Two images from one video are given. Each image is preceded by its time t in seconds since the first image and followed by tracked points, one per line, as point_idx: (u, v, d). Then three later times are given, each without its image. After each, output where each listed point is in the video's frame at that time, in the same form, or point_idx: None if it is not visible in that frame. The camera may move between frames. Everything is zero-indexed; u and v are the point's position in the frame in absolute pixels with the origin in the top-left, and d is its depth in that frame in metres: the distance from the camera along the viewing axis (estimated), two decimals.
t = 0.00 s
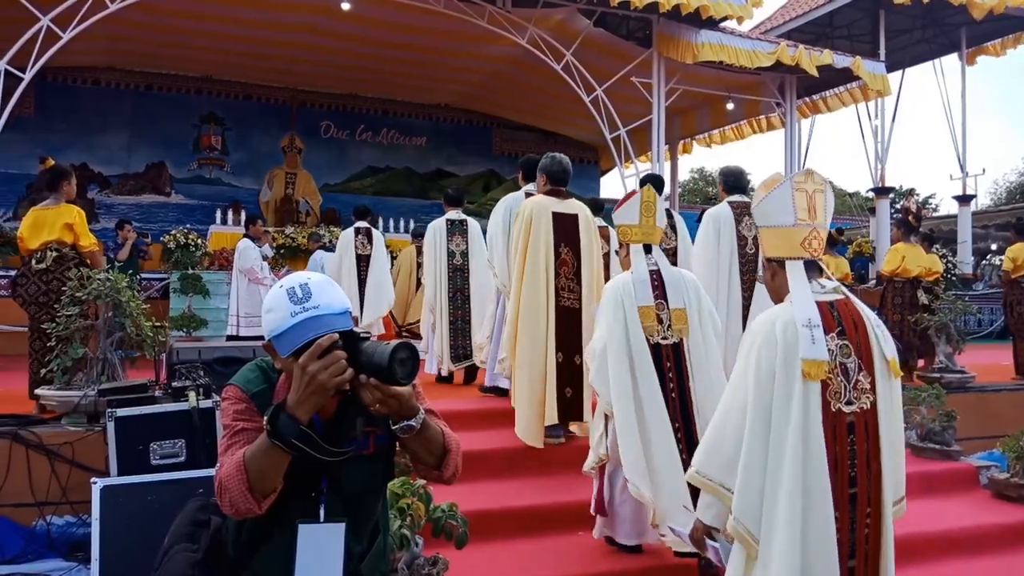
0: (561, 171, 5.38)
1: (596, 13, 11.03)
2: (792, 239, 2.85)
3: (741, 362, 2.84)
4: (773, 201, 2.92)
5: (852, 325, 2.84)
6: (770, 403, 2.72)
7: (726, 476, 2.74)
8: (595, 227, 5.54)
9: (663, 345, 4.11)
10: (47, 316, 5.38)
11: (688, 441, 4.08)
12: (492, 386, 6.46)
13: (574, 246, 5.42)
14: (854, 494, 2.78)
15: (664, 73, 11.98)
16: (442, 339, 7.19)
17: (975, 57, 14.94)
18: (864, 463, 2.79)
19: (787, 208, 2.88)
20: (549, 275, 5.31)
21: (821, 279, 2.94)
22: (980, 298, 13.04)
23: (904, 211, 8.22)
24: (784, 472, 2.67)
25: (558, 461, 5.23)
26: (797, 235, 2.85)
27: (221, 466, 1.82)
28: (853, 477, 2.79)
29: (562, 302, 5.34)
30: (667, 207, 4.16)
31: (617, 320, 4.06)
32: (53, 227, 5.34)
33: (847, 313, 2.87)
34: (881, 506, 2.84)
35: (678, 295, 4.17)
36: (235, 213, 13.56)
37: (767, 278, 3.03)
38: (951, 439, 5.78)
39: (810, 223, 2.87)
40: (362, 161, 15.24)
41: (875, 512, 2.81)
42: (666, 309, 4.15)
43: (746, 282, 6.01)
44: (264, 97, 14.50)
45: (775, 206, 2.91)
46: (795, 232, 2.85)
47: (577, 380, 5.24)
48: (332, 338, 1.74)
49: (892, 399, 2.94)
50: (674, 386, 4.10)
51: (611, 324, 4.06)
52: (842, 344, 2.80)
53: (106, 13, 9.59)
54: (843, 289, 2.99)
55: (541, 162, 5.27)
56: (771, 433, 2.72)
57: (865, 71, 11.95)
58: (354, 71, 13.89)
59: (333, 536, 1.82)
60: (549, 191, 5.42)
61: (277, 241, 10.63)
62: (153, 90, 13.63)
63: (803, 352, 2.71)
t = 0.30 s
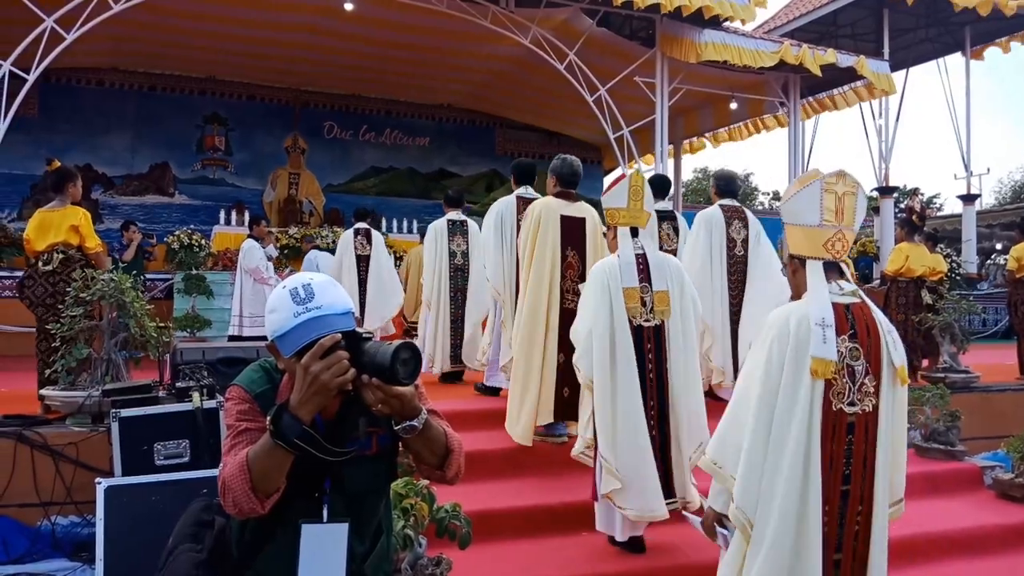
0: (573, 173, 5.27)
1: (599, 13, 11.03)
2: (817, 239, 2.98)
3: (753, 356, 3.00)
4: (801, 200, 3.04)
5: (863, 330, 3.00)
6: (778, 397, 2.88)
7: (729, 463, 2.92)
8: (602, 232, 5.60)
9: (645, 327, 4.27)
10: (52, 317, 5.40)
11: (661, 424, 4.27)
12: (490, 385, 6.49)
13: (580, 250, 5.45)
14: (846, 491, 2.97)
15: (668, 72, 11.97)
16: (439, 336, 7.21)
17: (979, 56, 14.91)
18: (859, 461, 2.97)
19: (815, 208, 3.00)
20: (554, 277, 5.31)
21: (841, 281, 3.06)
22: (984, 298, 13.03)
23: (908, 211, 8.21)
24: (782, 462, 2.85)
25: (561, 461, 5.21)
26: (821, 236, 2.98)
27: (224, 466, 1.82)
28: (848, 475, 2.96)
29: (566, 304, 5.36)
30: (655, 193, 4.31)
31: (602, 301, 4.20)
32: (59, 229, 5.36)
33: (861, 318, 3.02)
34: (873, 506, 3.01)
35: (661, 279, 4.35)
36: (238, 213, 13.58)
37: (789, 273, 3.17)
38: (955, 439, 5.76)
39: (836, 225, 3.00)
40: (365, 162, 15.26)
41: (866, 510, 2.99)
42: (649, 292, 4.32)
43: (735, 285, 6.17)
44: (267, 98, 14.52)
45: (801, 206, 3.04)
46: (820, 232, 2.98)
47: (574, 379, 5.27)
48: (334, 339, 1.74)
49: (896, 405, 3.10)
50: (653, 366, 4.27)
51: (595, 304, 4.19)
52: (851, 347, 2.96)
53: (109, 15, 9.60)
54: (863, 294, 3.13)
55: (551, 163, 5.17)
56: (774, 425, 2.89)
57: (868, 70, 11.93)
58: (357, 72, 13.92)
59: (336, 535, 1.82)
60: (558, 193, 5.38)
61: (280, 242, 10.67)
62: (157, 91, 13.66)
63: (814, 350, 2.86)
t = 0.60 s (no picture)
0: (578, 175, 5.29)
1: (602, 13, 11.02)
2: (821, 242, 3.06)
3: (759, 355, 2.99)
4: (803, 205, 3.13)
5: (870, 329, 2.99)
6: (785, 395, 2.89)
7: (737, 463, 2.89)
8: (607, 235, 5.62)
9: (638, 325, 4.30)
10: (57, 317, 5.42)
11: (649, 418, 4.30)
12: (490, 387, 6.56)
13: (586, 250, 5.48)
14: (854, 490, 2.98)
15: (671, 72, 11.97)
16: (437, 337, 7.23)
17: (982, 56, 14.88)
18: (866, 461, 2.98)
19: (817, 213, 3.09)
20: (557, 276, 5.34)
21: (849, 283, 3.06)
22: (988, 298, 13.02)
23: (911, 211, 8.21)
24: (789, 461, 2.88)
25: (564, 460, 5.22)
26: (824, 239, 3.07)
27: (227, 466, 1.83)
28: (855, 475, 2.97)
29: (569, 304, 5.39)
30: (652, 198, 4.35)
31: (597, 296, 4.23)
32: (64, 230, 5.37)
33: (867, 319, 3.01)
34: (880, 504, 3.02)
35: (655, 280, 4.37)
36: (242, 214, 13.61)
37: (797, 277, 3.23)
38: (958, 439, 5.76)
39: (839, 228, 3.08)
40: (369, 162, 15.29)
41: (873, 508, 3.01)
42: (643, 292, 4.33)
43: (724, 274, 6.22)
44: (270, 99, 14.54)
45: (804, 209, 3.12)
46: (825, 236, 3.07)
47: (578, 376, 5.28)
48: (336, 339, 1.76)
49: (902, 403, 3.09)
50: (644, 362, 4.30)
51: (591, 300, 4.22)
52: (857, 347, 2.96)
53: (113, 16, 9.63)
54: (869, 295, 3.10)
55: (559, 165, 5.17)
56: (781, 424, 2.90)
57: (872, 70, 11.91)
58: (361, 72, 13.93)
59: (339, 535, 1.83)
60: (568, 194, 5.44)
61: (284, 242, 10.77)
62: (160, 91, 13.69)
63: (821, 347, 2.88)
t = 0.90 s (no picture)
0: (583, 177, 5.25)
1: (605, 13, 11.00)
2: (790, 252, 3.12)
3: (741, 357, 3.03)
4: (774, 213, 3.17)
5: (848, 329, 2.98)
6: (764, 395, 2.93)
7: (724, 463, 2.91)
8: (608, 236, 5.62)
9: (636, 312, 4.42)
10: (59, 319, 5.44)
11: (645, 398, 4.39)
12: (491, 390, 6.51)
13: (587, 249, 5.48)
14: (838, 489, 2.95)
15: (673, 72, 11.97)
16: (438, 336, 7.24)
17: (987, 55, 14.83)
18: (851, 461, 2.94)
19: (782, 221, 3.12)
20: (559, 275, 5.36)
21: (828, 284, 3.05)
22: (991, 299, 12.99)
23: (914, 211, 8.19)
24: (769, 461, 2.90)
25: (565, 461, 5.22)
26: (794, 247, 3.10)
27: (225, 469, 1.84)
28: (838, 474, 2.94)
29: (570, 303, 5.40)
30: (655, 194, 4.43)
31: (598, 284, 4.36)
32: (67, 231, 5.39)
33: (846, 319, 3.00)
34: (870, 504, 2.97)
35: (653, 272, 4.49)
36: (245, 214, 13.63)
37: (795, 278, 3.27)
38: (960, 441, 5.76)
39: (806, 234, 3.07)
40: (372, 163, 15.30)
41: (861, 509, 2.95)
42: (641, 282, 4.45)
43: (717, 269, 6.19)
44: (274, 99, 14.54)
45: (775, 218, 3.16)
46: (793, 244, 3.10)
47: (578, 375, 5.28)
48: (333, 343, 1.76)
49: (890, 402, 3.05)
50: (640, 348, 4.41)
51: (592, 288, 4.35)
52: (834, 347, 2.96)
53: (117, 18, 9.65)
54: (852, 293, 3.08)
55: (563, 167, 5.21)
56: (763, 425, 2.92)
57: (876, 70, 11.89)
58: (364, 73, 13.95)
59: (337, 538, 1.84)
60: (569, 194, 5.45)
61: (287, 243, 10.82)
62: (164, 92, 13.71)
63: (797, 345, 2.90)
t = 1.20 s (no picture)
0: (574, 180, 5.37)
1: (604, 13, 11.01)
2: (759, 259, 3.13)
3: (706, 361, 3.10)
4: (744, 221, 3.16)
5: (808, 331, 3.03)
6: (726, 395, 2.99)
7: (691, 463, 2.98)
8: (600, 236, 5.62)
9: (627, 302, 4.63)
10: (57, 321, 5.45)
11: (634, 384, 4.60)
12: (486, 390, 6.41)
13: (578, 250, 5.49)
14: (804, 484, 3.00)
15: (672, 73, 11.97)
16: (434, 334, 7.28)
17: (986, 54, 14.83)
18: (814, 457, 2.99)
19: (753, 227, 3.12)
20: (550, 276, 5.38)
21: (789, 289, 3.11)
22: (990, 299, 13.00)
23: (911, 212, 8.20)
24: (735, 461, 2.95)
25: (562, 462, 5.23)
26: (762, 254, 3.11)
27: (216, 474, 1.86)
28: (804, 469, 2.99)
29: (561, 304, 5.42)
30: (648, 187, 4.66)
31: (593, 274, 4.53)
32: (64, 233, 5.41)
33: (807, 322, 3.05)
34: (837, 498, 3.01)
35: (645, 263, 4.70)
36: (244, 215, 13.65)
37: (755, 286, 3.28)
38: (955, 442, 5.78)
39: (773, 241, 3.09)
40: (371, 164, 15.32)
41: (829, 503, 3.00)
42: (634, 272, 4.66)
43: (702, 271, 6.23)
44: (273, 100, 14.56)
45: (745, 226, 3.15)
46: (763, 250, 3.11)
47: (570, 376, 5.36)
48: (321, 349, 1.78)
49: (854, 399, 3.10)
50: (630, 335, 4.62)
51: (588, 277, 4.52)
52: (795, 348, 3.01)
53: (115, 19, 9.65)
54: (812, 295, 3.13)
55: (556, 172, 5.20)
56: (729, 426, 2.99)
57: (874, 70, 11.90)
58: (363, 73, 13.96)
59: (328, 542, 1.86)
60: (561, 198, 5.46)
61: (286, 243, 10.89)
62: (163, 93, 13.73)
63: (757, 349, 2.96)
